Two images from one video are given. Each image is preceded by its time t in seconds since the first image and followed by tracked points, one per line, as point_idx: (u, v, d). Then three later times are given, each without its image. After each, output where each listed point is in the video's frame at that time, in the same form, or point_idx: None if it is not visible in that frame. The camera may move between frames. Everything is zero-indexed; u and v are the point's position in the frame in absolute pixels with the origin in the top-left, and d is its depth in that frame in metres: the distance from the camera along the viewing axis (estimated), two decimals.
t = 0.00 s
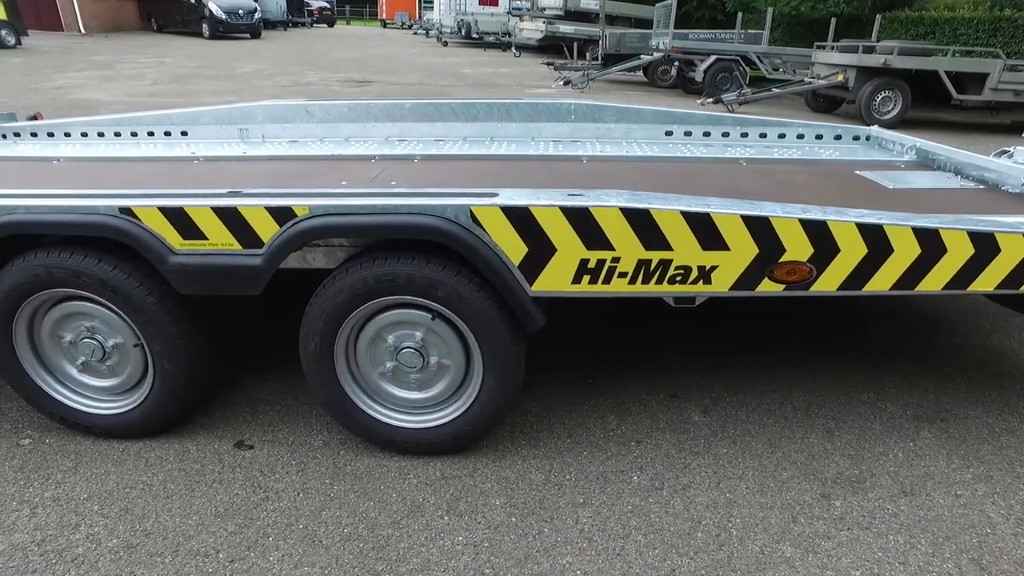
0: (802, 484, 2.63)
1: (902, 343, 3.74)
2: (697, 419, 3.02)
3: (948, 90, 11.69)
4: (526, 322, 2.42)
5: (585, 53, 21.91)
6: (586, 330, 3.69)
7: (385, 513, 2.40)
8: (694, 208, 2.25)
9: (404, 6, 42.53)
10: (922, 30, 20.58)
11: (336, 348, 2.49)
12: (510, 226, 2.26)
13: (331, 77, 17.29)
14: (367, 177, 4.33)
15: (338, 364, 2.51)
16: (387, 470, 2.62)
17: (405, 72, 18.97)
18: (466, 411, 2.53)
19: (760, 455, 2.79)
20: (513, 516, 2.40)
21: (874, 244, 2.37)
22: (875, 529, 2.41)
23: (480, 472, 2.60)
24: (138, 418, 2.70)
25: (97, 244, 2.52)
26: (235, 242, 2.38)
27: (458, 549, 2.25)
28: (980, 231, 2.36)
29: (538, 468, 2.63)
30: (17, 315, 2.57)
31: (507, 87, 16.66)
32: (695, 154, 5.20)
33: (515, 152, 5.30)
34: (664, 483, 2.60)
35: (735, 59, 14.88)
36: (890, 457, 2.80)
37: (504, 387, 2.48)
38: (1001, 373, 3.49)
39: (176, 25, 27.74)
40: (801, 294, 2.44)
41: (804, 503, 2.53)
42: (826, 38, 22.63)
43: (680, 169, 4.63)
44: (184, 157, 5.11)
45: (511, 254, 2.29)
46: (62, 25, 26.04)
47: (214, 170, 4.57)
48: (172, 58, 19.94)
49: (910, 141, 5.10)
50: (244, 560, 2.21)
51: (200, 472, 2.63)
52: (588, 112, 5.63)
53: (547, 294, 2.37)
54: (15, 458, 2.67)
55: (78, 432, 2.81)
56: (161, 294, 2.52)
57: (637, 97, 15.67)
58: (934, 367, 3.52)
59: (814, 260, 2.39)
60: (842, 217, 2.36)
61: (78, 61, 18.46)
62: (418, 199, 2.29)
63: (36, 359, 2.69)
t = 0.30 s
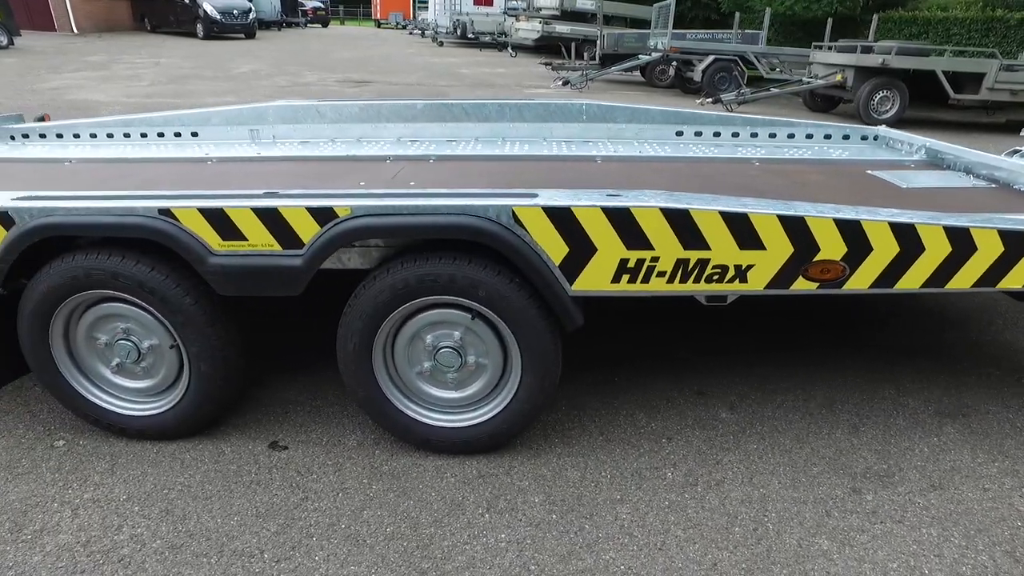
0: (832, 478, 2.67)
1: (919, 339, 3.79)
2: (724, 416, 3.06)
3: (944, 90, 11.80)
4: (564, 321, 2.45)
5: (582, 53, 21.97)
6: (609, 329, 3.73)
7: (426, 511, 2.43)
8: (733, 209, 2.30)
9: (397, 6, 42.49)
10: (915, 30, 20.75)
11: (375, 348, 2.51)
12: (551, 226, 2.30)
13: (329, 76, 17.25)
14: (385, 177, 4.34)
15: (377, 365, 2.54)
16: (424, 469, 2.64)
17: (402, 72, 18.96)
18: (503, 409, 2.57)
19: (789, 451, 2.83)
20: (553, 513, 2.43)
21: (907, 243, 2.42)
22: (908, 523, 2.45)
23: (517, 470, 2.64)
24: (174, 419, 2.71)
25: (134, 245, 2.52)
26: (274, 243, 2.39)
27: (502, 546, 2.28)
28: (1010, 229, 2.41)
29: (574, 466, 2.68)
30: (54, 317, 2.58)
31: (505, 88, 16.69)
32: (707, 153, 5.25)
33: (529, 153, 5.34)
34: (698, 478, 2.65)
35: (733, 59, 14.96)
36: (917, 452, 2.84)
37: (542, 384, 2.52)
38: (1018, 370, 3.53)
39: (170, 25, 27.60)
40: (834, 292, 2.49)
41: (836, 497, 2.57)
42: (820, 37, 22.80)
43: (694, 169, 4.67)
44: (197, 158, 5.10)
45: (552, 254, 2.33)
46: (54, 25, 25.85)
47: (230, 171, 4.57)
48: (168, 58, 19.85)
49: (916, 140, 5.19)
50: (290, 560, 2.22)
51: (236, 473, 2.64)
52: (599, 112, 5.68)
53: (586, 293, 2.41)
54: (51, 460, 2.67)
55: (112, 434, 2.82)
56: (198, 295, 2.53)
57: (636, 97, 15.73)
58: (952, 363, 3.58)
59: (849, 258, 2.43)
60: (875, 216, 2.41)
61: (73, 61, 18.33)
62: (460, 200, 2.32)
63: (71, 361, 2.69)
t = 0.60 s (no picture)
0: (849, 469, 2.75)
1: (921, 334, 3.90)
2: (740, 410, 3.14)
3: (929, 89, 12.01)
4: (593, 321, 2.52)
5: (570, 53, 22.07)
6: (622, 328, 3.80)
7: (459, 509, 2.47)
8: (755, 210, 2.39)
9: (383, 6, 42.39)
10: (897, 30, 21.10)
11: (406, 349, 2.55)
12: (582, 228, 2.39)
13: (318, 77, 17.18)
14: (395, 180, 4.38)
15: (407, 366, 2.58)
16: (453, 468, 2.68)
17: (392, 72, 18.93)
18: (531, 408, 2.63)
19: (806, 443, 2.90)
20: (583, 508, 2.49)
21: (921, 241, 2.51)
22: (924, 510, 2.54)
23: (544, 467, 2.69)
24: (202, 422, 2.72)
25: (164, 250, 2.54)
26: (308, 246, 2.42)
27: (537, 541, 2.34)
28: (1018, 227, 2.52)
29: (599, 461, 2.74)
30: (82, 322, 2.59)
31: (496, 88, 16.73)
32: (708, 154, 5.34)
33: (532, 154, 5.41)
34: (720, 471, 2.72)
35: (721, 59, 15.13)
36: (928, 442, 2.93)
37: (570, 382, 2.59)
38: (1018, 362, 3.65)
39: (153, 26, 27.29)
40: (852, 289, 2.58)
41: (854, 487, 2.65)
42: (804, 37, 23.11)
43: (698, 170, 4.76)
44: (202, 161, 5.09)
45: (583, 255, 2.42)
46: (34, 24, 25.47)
47: (239, 174, 4.57)
48: (153, 59, 19.64)
49: (912, 140, 5.31)
50: (329, 559, 2.25)
51: (266, 475, 2.65)
52: (601, 113, 5.75)
53: (615, 293, 2.50)
54: (79, 464, 2.68)
55: (138, 438, 2.82)
56: (229, 298, 2.54)
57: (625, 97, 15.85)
58: (953, 356, 3.69)
59: (866, 257, 2.52)
60: (891, 216, 2.51)
61: (56, 62, 18.08)
62: (493, 203, 2.38)
63: (98, 366, 2.70)
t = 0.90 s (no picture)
0: (857, 458, 2.82)
1: (914, 325, 4.01)
2: (747, 403, 3.19)
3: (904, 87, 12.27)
4: (611, 318, 2.55)
5: (550, 52, 22.14)
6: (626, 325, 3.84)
7: (481, 506, 2.48)
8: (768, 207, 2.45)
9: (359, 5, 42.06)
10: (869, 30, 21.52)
11: (425, 349, 2.56)
12: (600, 225, 2.42)
13: (298, 77, 17.02)
14: (394, 180, 4.37)
15: (426, 366, 2.59)
16: (471, 466, 2.70)
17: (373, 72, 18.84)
18: (550, 404, 2.65)
19: (814, 434, 2.97)
20: (603, 503, 2.53)
21: (926, 235, 2.59)
22: (931, 496, 2.61)
23: (561, 463, 2.72)
24: (217, 426, 2.70)
25: (178, 252, 2.52)
26: (326, 247, 2.41)
27: (561, 536, 2.37)
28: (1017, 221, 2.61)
29: (615, 456, 2.77)
30: (94, 327, 2.55)
31: (478, 88, 16.72)
32: (701, 152, 5.42)
33: (528, 153, 5.43)
34: (733, 463, 2.77)
35: (702, 57, 15.31)
36: (929, 431, 3.02)
37: (587, 378, 2.62)
38: (1009, 352, 3.76)
39: (124, 25, 26.75)
40: (860, 283, 2.65)
41: (863, 476, 2.71)
42: (780, 36, 23.46)
43: (693, 168, 4.82)
44: (194, 162, 5.02)
45: (601, 252, 2.46)
46: None
47: (235, 175, 4.53)
48: (126, 59, 19.26)
49: (898, 137, 5.44)
50: (355, 560, 2.24)
51: (284, 477, 2.64)
52: (594, 112, 5.79)
53: (632, 290, 2.54)
54: (91, 472, 2.63)
55: (149, 444, 2.79)
56: (245, 300, 2.53)
57: (607, 96, 15.95)
58: (946, 346, 3.79)
59: (874, 251, 2.59)
60: (897, 210, 2.58)
61: (26, 62, 17.64)
62: (512, 202, 2.41)
63: (110, 372, 2.66)
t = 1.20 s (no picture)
0: (868, 449, 2.87)
1: (909, 316, 4.09)
2: (756, 397, 3.23)
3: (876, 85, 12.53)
4: (631, 315, 2.56)
5: (527, 52, 22.16)
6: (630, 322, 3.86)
7: (506, 508, 2.47)
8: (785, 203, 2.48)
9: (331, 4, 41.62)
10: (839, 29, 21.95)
11: (444, 351, 2.53)
12: (621, 224, 2.43)
13: (273, 77, 16.76)
14: (392, 180, 4.33)
15: (446, 368, 2.56)
16: (491, 467, 2.68)
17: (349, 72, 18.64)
18: (569, 402, 2.65)
19: (824, 426, 3.02)
20: (626, 500, 2.53)
21: (934, 229, 2.65)
22: (942, 484, 2.67)
23: (581, 462, 2.72)
24: (230, 434, 2.63)
25: (189, 256, 2.45)
26: (344, 249, 2.37)
27: (588, 534, 2.37)
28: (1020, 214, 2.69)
29: (633, 453, 2.78)
30: (102, 335, 2.47)
31: (457, 87, 16.67)
32: (693, 150, 5.47)
33: (521, 152, 5.42)
34: (749, 457, 2.80)
35: (679, 56, 15.46)
36: (934, 420, 3.08)
37: (606, 376, 2.62)
38: (1003, 341, 3.85)
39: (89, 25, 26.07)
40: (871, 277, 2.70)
41: (876, 466, 2.76)
42: (752, 35, 23.80)
43: (688, 166, 4.87)
44: (182, 164, 4.91)
45: (622, 250, 2.47)
46: None
47: (227, 178, 4.43)
48: (93, 60, 18.76)
49: (883, 133, 5.56)
50: (384, 566, 2.21)
51: (301, 484, 2.59)
52: (586, 111, 5.80)
53: (651, 287, 2.56)
54: (99, 485, 2.55)
55: (158, 454, 2.71)
56: (259, 305, 2.47)
57: (586, 95, 16.03)
58: (941, 336, 3.88)
59: (885, 245, 2.64)
60: (906, 205, 2.64)
61: None
62: (533, 202, 2.40)
63: (118, 382, 2.58)
